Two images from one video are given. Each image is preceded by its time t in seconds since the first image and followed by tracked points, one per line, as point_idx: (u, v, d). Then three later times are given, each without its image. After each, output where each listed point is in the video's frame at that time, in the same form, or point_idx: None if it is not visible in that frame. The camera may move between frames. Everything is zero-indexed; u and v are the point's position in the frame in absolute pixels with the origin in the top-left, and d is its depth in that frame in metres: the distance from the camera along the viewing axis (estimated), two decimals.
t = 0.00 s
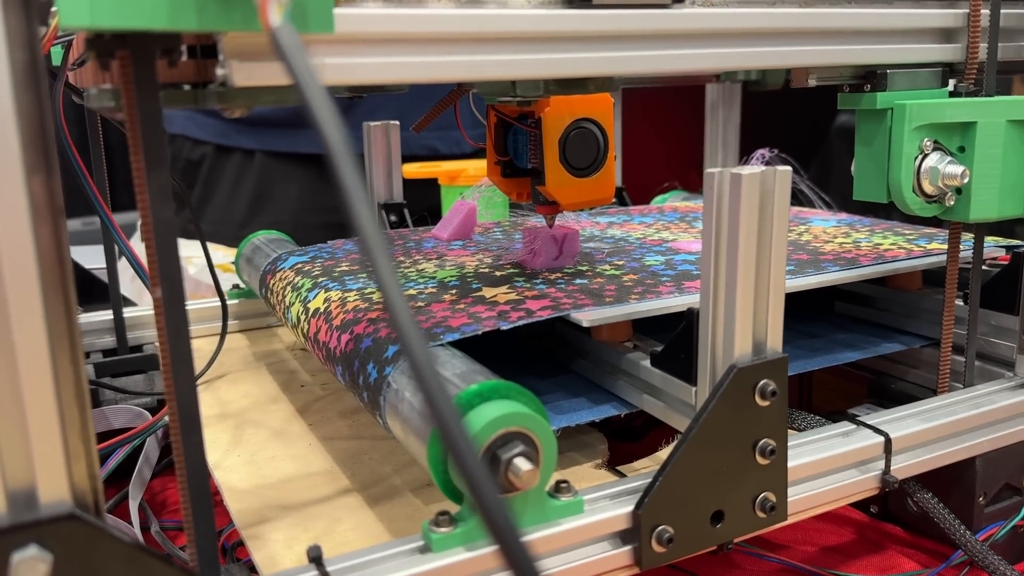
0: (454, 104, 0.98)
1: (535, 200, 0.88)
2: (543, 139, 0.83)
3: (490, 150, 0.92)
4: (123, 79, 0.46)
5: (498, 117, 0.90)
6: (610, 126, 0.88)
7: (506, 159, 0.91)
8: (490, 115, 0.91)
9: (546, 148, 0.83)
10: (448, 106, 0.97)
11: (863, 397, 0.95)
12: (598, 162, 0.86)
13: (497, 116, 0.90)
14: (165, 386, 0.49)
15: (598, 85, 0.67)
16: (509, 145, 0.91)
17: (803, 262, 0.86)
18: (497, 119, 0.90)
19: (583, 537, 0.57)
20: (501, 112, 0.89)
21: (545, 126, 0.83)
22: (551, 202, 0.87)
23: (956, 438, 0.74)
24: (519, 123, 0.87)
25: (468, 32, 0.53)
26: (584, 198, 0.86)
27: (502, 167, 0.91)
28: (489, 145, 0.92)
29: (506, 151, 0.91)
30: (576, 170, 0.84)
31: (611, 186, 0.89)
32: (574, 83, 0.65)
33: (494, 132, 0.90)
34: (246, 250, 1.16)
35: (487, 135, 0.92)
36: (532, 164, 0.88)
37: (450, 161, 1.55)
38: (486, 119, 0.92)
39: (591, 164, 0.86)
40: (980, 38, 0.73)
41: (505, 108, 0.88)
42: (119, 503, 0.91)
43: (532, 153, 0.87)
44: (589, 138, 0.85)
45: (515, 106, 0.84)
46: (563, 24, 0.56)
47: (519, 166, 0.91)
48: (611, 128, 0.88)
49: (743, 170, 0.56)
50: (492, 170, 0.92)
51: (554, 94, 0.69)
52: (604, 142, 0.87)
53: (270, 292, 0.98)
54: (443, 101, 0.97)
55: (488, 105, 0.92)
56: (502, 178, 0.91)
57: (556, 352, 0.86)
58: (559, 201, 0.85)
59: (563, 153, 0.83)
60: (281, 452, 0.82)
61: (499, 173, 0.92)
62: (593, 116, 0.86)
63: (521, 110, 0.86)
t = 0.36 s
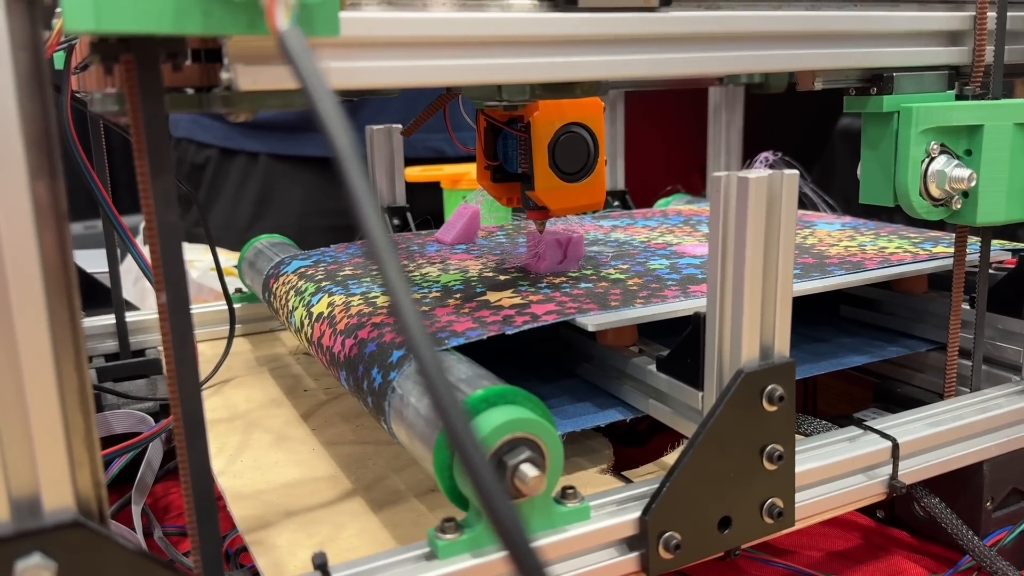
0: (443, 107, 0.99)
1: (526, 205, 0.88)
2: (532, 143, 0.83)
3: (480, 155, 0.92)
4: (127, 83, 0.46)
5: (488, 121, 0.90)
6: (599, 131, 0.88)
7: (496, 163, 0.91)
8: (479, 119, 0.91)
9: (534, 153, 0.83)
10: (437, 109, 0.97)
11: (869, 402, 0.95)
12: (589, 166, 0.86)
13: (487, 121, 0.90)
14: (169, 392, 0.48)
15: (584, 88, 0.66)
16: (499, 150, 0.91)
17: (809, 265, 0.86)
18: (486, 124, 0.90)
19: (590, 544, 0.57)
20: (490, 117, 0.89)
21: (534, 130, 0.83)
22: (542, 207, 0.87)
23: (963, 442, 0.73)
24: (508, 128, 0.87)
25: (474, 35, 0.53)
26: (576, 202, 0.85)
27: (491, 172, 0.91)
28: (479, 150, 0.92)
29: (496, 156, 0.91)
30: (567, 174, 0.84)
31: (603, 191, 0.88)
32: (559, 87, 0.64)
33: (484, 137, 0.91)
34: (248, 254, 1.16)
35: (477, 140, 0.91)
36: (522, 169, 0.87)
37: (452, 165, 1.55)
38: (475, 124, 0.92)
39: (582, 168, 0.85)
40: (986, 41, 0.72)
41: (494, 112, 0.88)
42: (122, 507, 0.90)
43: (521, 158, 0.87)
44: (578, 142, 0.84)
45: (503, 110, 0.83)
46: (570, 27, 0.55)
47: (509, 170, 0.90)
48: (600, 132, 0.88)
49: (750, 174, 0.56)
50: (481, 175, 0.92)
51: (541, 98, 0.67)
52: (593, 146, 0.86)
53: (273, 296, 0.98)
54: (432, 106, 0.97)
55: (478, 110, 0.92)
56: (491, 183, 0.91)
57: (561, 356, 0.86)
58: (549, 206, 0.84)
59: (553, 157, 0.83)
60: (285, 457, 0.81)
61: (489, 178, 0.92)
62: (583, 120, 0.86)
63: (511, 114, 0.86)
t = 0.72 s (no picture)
0: (454, 110, 0.99)
1: (536, 207, 0.88)
2: (543, 146, 0.83)
3: (491, 158, 0.92)
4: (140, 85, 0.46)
5: (499, 124, 0.90)
6: (609, 132, 0.88)
7: (507, 166, 0.91)
8: (490, 121, 0.91)
9: (546, 155, 0.82)
10: (448, 111, 0.97)
11: (877, 405, 0.95)
12: (600, 168, 0.86)
13: (498, 124, 0.90)
14: (182, 396, 0.48)
15: (601, 92, 0.66)
16: (511, 153, 0.91)
17: (817, 268, 0.85)
18: (497, 127, 0.90)
19: (602, 548, 0.57)
20: (502, 119, 0.89)
21: (545, 133, 0.83)
22: (553, 209, 0.87)
23: (974, 446, 0.73)
24: (519, 130, 0.87)
25: (487, 38, 0.53)
26: (588, 204, 0.85)
27: (503, 174, 0.91)
28: (490, 151, 0.91)
29: (507, 158, 0.91)
30: (579, 176, 0.84)
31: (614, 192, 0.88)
32: (578, 88, 0.64)
33: (495, 139, 0.90)
34: (254, 257, 1.15)
35: (488, 143, 0.91)
36: (533, 171, 0.87)
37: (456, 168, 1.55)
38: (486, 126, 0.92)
39: (593, 170, 0.85)
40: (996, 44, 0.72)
41: (505, 115, 0.88)
42: (130, 511, 0.90)
43: (532, 159, 0.86)
44: (589, 145, 0.84)
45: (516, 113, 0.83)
46: (581, 29, 0.55)
47: (520, 172, 0.90)
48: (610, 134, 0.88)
49: (762, 176, 0.56)
50: (493, 176, 0.92)
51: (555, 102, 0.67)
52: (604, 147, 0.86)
53: (280, 299, 0.98)
54: (442, 109, 0.97)
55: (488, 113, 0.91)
56: (502, 185, 0.91)
57: (568, 360, 0.86)
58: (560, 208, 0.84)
59: (565, 160, 0.82)
60: (292, 461, 0.81)
61: (502, 179, 0.91)
62: (595, 123, 0.86)
63: (522, 117, 0.86)
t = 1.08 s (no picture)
0: (470, 113, 0.99)
1: (556, 208, 0.87)
2: (563, 147, 0.82)
3: (508, 158, 0.91)
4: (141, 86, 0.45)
5: (517, 124, 0.89)
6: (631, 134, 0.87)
7: (524, 167, 0.89)
8: (507, 123, 0.90)
9: (565, 156, 0.82)
10: (465, 114, 0.97)
11: (882, 409, 0.94)
12: (619, 170, 0.85)
13: (515, 124, 0.89)
14: (183, 401, 0.48)
15: (624, 92, 0.67)
16: (528, 154, 0.89)
17: (823, 271, 0.85)
18: (514, 127, 0.89)
19: (607, 555, 0.56)
20: (520, 119, 0.88)
21: (564, 133, 0.82)
22: (572, 210, 0.87)
23: (982, 450, 0.72)
24: (537, 131, 0.86)
25: (491, 39, 0.52)
26: (606, 205, 0.85)
27: (520, 175, 0.89)
28: (508, 152, 0.90)
29: (524, 159, 0.90)
30: (598, 177, 0.83)
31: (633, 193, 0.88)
32: (603, 89, 0.64)
33: (513, 140, 0.89)
34: (255, 260, 1.15)
35: (505, 144, 0.90)
36: (551, 172, 0.87)
37: (458, 170, 1.55)
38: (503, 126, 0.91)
39: (612, 171, 0.85)
40: (1004, 44, 0.72)
41: (523, 115, 0.87)
42: (130, 516, 0.90)
43: (549, 161, 0.86)
44: (609, 146, 0.84)
45: (536, 113, 0.82)
46: (586, 30, 0.55)
47: (538, 174, 0.89)
48: (630, 135, 0.87)
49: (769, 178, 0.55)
50: (510, 178, 0.91)
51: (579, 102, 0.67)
52: (624, 148, 0.85)
53: (281, 303, 0.97)
54: (460, 110, 0.97)
55: (505, 113, 0.90)
56: (520, 186, 0.89)
57: (572, 363, 0.85)
58: (578, 209, 0.84)
59: (585, 160, 0.82)
60: (294, 466, 0.80)
61: (518, 181, 0.90)
62: (615, 123, 0.85)
63: (541, 118, 0.85)
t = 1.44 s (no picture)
0: (476, 114, 0.97)
1: (559, 211, 0.86)
2: (568, 148, 0.81)
3: (512, 160, 0.90)
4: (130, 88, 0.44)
5: (521, 126, 0.88)
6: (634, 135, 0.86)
7: (528, 169, 0.89)
8: (512, 124, 0.89)
9: (569, 157, 0.81)
10: (470, 116, 0.95)
11: (885, 414, 0.93)
12: (623, 172, 0.84)
13: (520, 126, 0.88)
14: (173, 409, 0.47)
15: (633, 93, 0.66)
16: (531, 155, 0.88)
17: (825, 275, 0.84)
18: (519, 128, 0.88)
19: (607, 565, 0.55)
20: (523, 121, 0.87)
21: (569, 135, 0.81)
22: (575, 212, 0.86)
23: (988, 457, 0.71)
24: (541, 133, 0.85)
25: (488, 40, 0.51)
26: (611, 207, 0.84)
27: (524, 177, 0.89)
28: (512, 155, 0.90)
29: (528, 161, 0.89)
30: (603, 179, 0.82)
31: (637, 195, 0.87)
32: (613, 90, 0.63)
33: (517, 141, 0.88)
34: (252, 264, 1.14)
35: (510, 145, 0.89)
36: (555, 174, 0.86)
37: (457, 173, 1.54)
38: (505, 128, 0.90)
39: (616, 173, 0.83)
40: (1009, 45, 0.71)
41: (527, 117, 0.86)
42: (125, 523, 0.89)
43: (554, 163, 0.85)
44: (614, 147, 0.83)
45: (540, 115, 0.81)
46: (585, 31, 0.54)
47: (542, 176, 0.88)
48: (635, 136, 0.86)
49: (772, 182, 0.54)
50: (514, 179, 0.90)
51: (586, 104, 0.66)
52: (628, 150, 0.84)
53: (278, 307, 0.96)
54: (464, 112, 0.95)
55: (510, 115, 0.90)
56: (524, 189, 0.89)
57: (572, 368, 0.84)
58: (583, 211, 0.83)
59: (589, 161, 0.81)
60: (290, 473, 0.79)
61: (522, 183, 0.89)
62: (618, 125, 0.84)
63: (545, 119, 0.84)
